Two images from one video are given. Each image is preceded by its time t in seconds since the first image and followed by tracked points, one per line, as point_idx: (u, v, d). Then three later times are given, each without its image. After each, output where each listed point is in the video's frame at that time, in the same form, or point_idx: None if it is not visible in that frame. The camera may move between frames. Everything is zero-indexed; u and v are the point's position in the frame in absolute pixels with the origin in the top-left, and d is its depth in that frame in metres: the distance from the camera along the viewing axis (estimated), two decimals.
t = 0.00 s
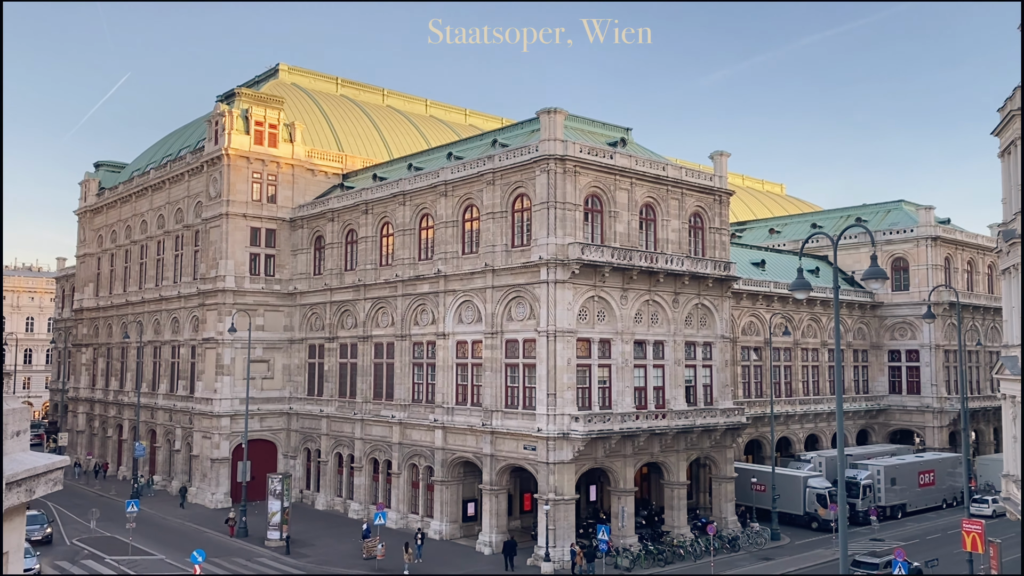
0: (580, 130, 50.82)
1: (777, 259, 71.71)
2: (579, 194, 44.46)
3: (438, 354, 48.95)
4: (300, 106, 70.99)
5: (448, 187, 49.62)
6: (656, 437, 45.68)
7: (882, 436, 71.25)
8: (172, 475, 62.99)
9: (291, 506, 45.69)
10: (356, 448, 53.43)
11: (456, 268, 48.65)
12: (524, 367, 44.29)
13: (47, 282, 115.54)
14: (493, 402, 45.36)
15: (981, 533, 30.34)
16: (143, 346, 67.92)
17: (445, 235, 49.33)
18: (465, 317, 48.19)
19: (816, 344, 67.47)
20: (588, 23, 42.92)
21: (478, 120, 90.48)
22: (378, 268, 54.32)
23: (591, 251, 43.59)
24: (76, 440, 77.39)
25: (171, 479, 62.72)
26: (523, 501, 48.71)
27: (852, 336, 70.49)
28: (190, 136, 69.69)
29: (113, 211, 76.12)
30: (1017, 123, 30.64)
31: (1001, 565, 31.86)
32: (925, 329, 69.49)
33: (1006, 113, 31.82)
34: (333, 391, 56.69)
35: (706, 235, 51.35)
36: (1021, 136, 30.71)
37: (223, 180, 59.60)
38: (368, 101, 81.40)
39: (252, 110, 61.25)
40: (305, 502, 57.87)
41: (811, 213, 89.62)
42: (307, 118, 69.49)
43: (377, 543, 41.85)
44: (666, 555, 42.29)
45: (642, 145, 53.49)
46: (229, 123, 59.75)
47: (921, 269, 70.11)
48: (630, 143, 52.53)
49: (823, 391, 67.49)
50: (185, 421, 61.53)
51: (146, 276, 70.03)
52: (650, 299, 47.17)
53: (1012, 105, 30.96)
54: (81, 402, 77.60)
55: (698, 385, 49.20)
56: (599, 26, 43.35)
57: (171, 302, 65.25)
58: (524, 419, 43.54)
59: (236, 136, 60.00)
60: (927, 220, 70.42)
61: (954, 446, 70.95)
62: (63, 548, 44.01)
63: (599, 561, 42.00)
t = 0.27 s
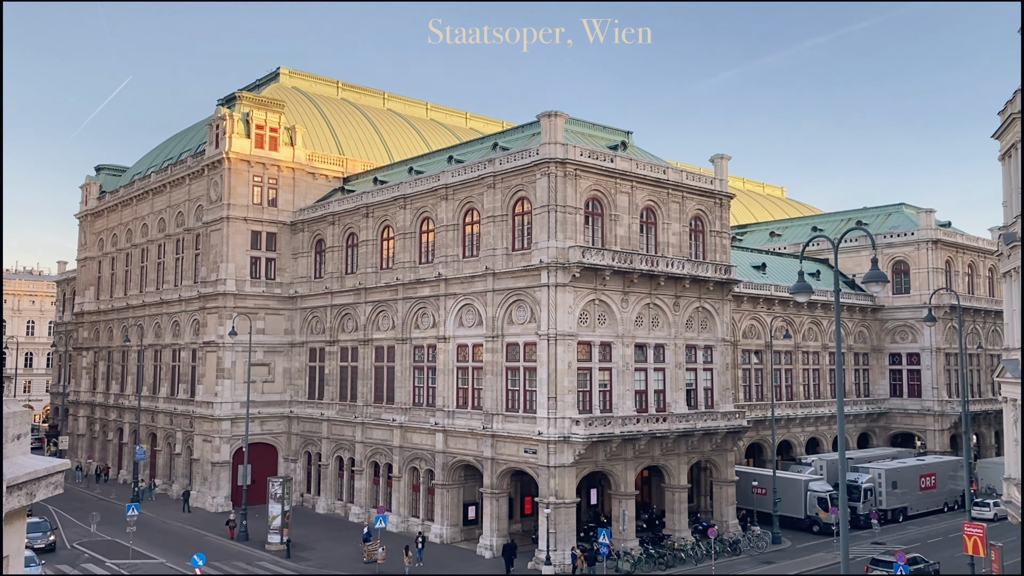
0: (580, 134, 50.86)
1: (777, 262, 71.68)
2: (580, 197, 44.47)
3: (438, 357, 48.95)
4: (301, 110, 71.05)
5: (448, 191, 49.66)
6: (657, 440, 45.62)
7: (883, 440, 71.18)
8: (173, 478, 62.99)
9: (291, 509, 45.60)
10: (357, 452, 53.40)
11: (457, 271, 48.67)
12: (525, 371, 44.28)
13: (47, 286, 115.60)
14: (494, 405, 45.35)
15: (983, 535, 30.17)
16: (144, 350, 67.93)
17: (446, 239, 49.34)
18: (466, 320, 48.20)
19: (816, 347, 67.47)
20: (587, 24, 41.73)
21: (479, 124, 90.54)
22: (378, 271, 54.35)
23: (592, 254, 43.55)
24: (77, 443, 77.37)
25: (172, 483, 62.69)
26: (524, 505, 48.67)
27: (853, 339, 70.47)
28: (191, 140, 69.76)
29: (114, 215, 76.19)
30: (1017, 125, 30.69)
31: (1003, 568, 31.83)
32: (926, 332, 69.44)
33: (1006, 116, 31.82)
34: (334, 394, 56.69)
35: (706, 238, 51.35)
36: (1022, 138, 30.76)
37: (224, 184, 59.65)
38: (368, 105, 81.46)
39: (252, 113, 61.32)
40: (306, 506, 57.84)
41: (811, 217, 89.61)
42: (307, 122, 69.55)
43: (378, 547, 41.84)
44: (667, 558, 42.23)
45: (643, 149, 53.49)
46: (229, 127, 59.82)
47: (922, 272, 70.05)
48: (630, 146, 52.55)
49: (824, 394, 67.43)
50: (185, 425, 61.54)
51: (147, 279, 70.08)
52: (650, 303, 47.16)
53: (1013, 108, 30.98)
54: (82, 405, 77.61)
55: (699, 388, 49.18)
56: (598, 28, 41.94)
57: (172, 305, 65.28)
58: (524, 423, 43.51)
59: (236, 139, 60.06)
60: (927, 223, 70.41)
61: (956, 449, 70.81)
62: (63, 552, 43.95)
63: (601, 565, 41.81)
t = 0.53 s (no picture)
0: (580, 135, 50.88)
1: (778, 264, 71.67)
2: (580, 199, 44.47)
3: (439, 359, 48.96)
4: (301, 111, 71.08)
5: (448, 192, 49.68)
6: (657, 442, 45.61)
7: (884, 441, 71.16)
8: (173, 480, 63.00)
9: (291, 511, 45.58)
10: (357, 453, 53.40)
11: (457, 273, 48.68)
12: (525, 372, 44.29)
13: (48, 288, 115.60)
14: (494, 407, 45.34)
15: (983, 536, 30.17)
16: (144, 351, 67.94)
17: (446, 240, 49.35)
18: (466, 321, 48.21)
19: (817, 348, 67.47)
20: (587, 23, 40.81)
21: (479, 125, 90.57)
22: (379, 273, 54.36)
23: (592, 256, 43.53)
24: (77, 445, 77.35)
25: (172, 484, 62.68)
26: (524, 506, 48.64)
27: (853, 340, 70.47)
28: (191, 141, 69.79)
29: (114, 217, 76.22)
30: (1018, 127, 30.73)
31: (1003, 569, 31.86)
32: (927, 333, 69.43)
33: (1006, 117, 31.86)
34: (334, 396, 56.70)
35: (707, 240, 51.36)
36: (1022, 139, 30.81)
37: (224, 185, 59.66)
38: (368, 106, 81.50)
39: (252, 115, 61.34)
40: (306, 507, 57.83)
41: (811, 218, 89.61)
42: (308, 123, 69.59)
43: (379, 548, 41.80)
44: (668, 560, 42.20)
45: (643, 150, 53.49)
46: (230, 129, 59.86)
47: (922, 273, 70.04)
48: (630, 147, 52.55)
49: (824, 395, 67.42)
50: (185, 426, 61.55)
51: (147, 281, 70.10)
52: (650, 304, 47.16)
53: (1013, 109, 31.01)
54: (82, 407, 77.60)
55: (699, 390, 49.17)
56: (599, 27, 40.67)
57: (172, 307, 65.30)
58: (525, 424, 43.49)
59: (236, 141, 60.07)
60: (927, 224, 70.42)
61: (956, 450, 70.76)
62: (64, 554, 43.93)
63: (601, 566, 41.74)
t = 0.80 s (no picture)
0: (580, 135, 50.90)
1: (778, 264, 71.65)
2: (580, 199, 44.47)
3: (439, 359, 48.97)
4: (301, 112, 71.08)
5: (448, 192, 49.67)
6: (658, 442, 45.61)
7: (884, 441, 71.15)
8: (173, 480, 63.00)
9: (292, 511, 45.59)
10: (357, 453, 53.39)
11: (457, 273, 48.67)
12: (525, 372, 44.29)
13: (48, 288, 115.65)
14: (494, 407, 45.33)
15: (983, 537, 30.34)
16: (144, 352, 67.95)
17: (446, 240, 49.35)
18: (466, 321, 48.21)
19: (817, 348, 67.46)
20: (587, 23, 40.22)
21: (479, 125, 90.58)
22: (379, 273, 54.37)
23: (592, 256, 43.52)
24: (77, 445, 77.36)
25: (172, 485, 62.70)
26: (524, 506, 48.64)
27: (853, 340, 70.48)
28: (191, 141, 69.79)
29: (115, 217, 76.23)
30: (1017, 126, 30.72)
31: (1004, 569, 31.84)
32: (927, 333, 69.43)
33: (1006, 117, 31.86)
34: (335, 396, 56.70)
35: (706, 240, 51.35)
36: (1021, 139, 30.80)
37: (224, 186, 59.66)
38: (368, 106, 81.49)
39: (252, 115, 61.34)
40: (307, 507, 57.83)
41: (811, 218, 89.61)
42: (308, 123, 69.60)
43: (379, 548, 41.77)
44: (668, 560, 42.19)
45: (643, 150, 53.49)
46: (230, 129, 59.86)
47: (922, 273, 70.03)
48: (630, 147, 52.54)
49: (824, 395, 67.42)
50: (185, 427, 61.55)
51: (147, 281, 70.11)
52: (651, 304, 47.16)
53: (1012, 109, 31.01)
54: (82, 407, 77.60)
55: (699, 390, 49.16)
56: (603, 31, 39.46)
57: (172, 307, 65.30)
58: (525, 424, 43.49)
59: (236, 142, 60.07)
60: (927, 224, 70.42)
61: (956, 450, 70.76)
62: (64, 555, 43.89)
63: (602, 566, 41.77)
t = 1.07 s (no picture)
0: (580, 135, 50.90)
1: (778, 263, 71.68)
2: (580, 199, 44.50)
3: (439, 358, 48.98)
4: (301, 111, 71.07)
5: (449, 192, 49.67)
6: (658, 441, 45.62)
7: (885, 440, 71.16)
8: (173, 480, 62.97)
9: (292, 510, 45.60)
10: (358, 453, 53.39)
11: (457, 272, 48.66)
12: (525, 371, 44.28)
13: (49, 288, 115.62)
14: (495, 407, 45.32)
15: (983, 535, 30.54)
16: (145, 351, 67.95)
17: (446, 240, 49.33)
18: (466, 321, 48.20)
19: (817, 347, 67.47)
20: (587, 22, 41.87)
21: (479, 125, 90.57)
22: (379, 272, 54.36)
23: (592, 255, 43.51)
24: (78, 445, 77.35)
25: (173, 484, 62.71)
26: (525, 506, 48.66)
27: (854, 339, 70.49)
28: (191, 141, 69.78)
29: (115, 217, 76.23)
30: (1017, 126, 30.68)
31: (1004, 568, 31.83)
32: (927, 332, 69.43)
33: (1006, 116, 31.79)
34: (335, 395, 56.70)
35: (706, 239, 51.34)
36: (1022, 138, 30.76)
37: (224, 185, 59.63)
38: (368, 106, 81.48)
39: (252, 115, 61.36)
40: (307, 507, 57.84)
41: (812, 217, 89.58)
42: (307, 123, 69.60)
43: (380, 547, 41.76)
44: (668, 559, 42.20)
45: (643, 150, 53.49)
46: (229, 129, 59.88)
47: (922, 272, 70.02)
48: (630, 146, 52.54)
49: (824, 394, 67.41)
50: (185, 426, 61.54)
51: (147, 281, 70.10)
52: (651, 303, 47.17)
53: (1012, 108, 30.99)
54: (83, 407, 77.60)
55: (699, 389, 49.19)
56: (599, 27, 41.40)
57: (172, 307, 65.29)
58: (525, 423, 43.49)
59: (236, 141, 60.09)
60: (927, 223, 70.41)
61: (957, 449, 70.77)
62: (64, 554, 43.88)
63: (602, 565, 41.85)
